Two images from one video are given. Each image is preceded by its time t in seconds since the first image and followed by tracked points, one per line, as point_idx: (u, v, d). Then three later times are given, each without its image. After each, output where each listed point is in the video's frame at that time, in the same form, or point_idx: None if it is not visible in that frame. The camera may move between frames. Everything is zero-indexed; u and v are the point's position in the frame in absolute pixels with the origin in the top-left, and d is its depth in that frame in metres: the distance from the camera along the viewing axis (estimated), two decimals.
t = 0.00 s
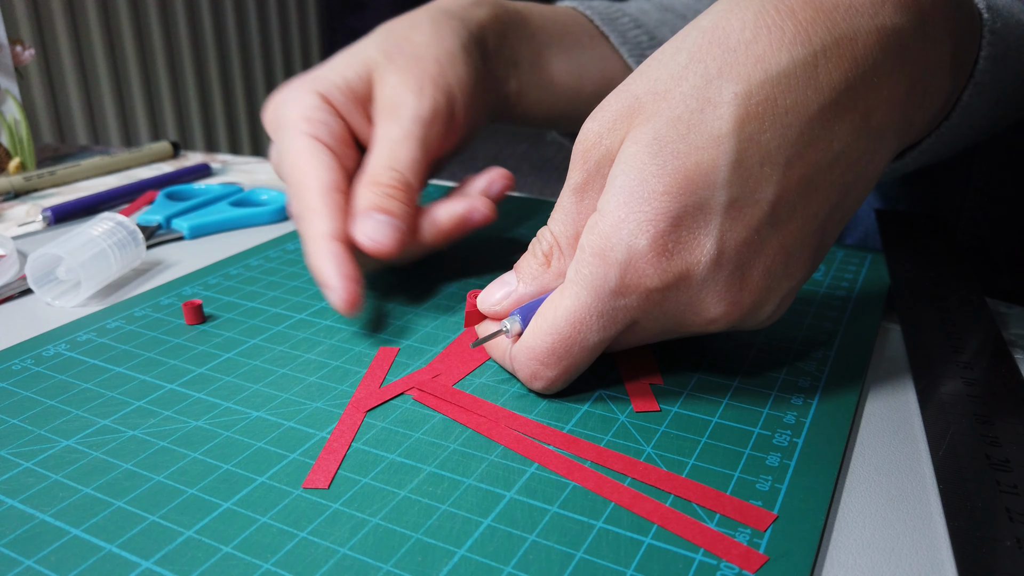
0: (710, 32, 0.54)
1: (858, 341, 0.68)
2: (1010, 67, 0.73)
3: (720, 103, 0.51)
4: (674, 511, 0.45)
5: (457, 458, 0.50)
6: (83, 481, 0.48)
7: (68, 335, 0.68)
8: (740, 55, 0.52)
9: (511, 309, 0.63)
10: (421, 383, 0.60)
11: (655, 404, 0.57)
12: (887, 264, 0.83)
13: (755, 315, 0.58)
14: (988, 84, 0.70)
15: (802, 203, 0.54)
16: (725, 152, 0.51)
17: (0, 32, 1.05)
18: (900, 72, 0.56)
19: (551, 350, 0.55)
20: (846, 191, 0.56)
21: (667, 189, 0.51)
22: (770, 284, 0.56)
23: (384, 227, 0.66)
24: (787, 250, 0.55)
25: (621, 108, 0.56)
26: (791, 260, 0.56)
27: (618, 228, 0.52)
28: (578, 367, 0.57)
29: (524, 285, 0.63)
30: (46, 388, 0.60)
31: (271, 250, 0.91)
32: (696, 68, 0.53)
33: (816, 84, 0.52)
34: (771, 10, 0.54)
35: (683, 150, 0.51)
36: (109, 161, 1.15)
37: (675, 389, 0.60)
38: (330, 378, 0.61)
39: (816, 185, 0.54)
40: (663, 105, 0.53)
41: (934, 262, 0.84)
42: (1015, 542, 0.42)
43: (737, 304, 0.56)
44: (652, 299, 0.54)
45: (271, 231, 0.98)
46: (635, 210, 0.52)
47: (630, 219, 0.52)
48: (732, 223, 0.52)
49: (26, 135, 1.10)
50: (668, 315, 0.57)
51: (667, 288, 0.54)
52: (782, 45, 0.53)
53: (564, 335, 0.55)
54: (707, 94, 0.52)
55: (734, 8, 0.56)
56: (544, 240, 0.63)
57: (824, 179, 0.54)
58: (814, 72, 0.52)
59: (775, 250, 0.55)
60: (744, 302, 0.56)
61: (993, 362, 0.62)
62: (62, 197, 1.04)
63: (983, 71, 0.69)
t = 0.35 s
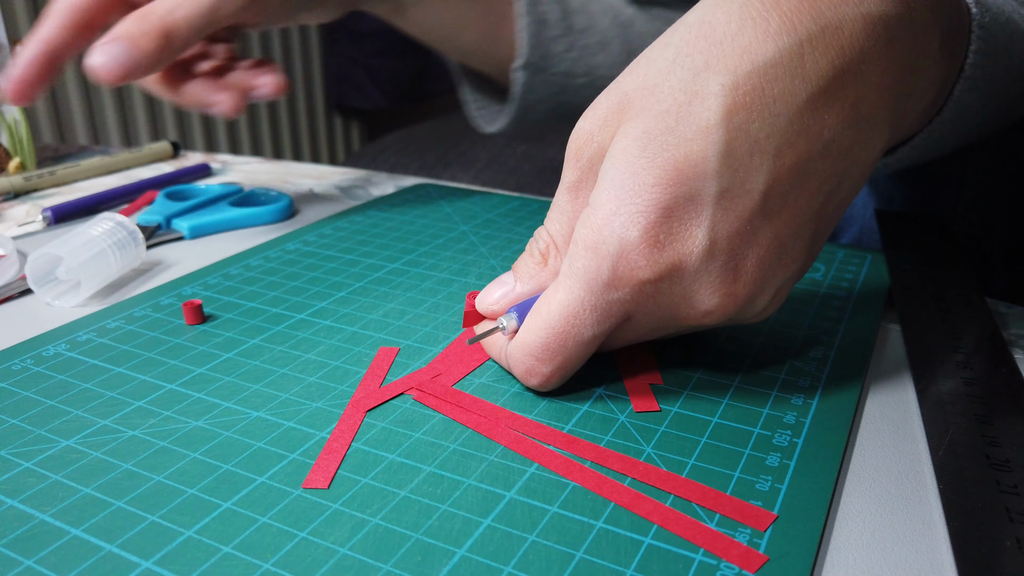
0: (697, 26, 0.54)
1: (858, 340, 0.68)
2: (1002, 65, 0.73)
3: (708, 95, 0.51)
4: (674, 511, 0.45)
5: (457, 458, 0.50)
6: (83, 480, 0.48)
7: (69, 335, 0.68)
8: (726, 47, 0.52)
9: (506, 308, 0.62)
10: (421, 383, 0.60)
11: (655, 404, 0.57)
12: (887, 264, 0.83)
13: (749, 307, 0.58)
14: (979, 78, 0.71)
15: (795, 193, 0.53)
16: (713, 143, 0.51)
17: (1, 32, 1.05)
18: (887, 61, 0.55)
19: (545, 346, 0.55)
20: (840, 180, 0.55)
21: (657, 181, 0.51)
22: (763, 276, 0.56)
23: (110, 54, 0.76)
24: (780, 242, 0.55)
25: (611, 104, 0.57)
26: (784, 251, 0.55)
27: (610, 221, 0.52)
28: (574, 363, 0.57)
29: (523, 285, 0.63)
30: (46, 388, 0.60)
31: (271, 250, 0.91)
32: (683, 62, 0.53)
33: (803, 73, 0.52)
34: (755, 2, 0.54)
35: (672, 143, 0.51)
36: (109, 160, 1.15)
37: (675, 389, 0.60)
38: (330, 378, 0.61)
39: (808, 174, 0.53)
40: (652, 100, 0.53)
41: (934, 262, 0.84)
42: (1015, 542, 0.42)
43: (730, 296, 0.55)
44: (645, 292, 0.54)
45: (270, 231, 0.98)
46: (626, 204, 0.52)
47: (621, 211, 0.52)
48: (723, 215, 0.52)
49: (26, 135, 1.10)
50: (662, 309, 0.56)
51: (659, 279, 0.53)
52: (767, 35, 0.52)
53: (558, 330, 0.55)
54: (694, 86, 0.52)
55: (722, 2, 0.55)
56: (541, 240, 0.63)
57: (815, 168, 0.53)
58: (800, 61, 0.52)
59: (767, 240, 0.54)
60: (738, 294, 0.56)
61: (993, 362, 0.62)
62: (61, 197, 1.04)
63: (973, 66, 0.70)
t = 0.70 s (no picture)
0: (696, 26, 0.54)
1: (857, 341, 0.68)
2: (1002, 64, 0.72)
3: (705, 95, 0.51)
4: (674, 511, 0.46)
5: (457, 458, 0.50)
6: (83, 480, 0.48)
7: (69, 335, 0.68)
8: (724, 47, 0.52)
9: (505, 305, 0.63)
10: (421, 383, 0.60)
11: (655, 404, 0.57)
12: (887, 264, 0.83)
13: (746, 308, 0.57)
14: (980, 79, 0.71)
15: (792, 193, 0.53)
16: (709, 144, 0.50)
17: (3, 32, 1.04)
18: (885, 61, 0.54)
19: (541, 346, 0.55)
20: (838, 180, 0.55)
21: (652, 181, 0.51)
22: (760, 277, 0.55)
23: None
24: (777, 243, 0.54)
25: (610, 105, 0.57)
26: (780, 251, 0.55)
27: (605, 220, 0.53)
28: (571, 362, 0.57)
29: (522, 283, 0.63)
30: (46, 388, 0.60)
31: (271, 250, 0.91)
32: (682, 63, 0.53)
33: (800, 74, 0.52)
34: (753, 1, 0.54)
35: (668, 143, 0.51)
36: (110, 160, 1.14)
37: (675, 389, 0.60)
38: (330, 378, 0.61)
39: (805, 174, 0.53)
40: (648, 101, 0.53)
41: (934, 262, 0.84)
42: (1015, 542, 0.42)
43: (726, 296, 0.55)
44: (639, 292, 0.54)
45: (270, 231, 0.98)
46: (621, 204, 0.52)
47: (616, 211, 0.52)
48: (719, 215, 0.52)
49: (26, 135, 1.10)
50: (658, 309, 0.56)
51: (654, 279, 0.53)
52: (764, 36, 0.52)
53: (554, 329, 0.55)
54: (692, 87, 0.52)
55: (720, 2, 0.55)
56: (541, 238, 0.63)
57: (812, 168, 0.53)
58: (798, 63, 0.52)
59: (764, 241, 0.54)
60: (734, 295, 0.55)
61: (993, 362, 0.62)
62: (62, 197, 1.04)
63: (974, 67, 0.69)
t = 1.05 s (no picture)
0: (687, 25, 0.54)
1: (858, 341, 0.68)
2: (1003, 64, 0.72)
3: (697, 92, 0.51)
4: (674, 511, 0.46)
5: (457, 458, 0.50)
6: (83, 481, 0.48)
7: (68, 335, 0.68)
8: (715, 44, 0.52)
9: (500, 303, 0.63)
10: (421, 383, 0.60)
11: (655, 404, 0.57)
12: (888, 264, 0.83)
13: (741, 304, 0.57)
14: (980, 78, 0.70)
15: (785, 188, 0.53)
16: (700, 138, 0.51)
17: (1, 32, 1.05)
18: (878, 54, 0.54)
19: (537, 341, 0.55)
20: (833, 176, 0.55)
21: (643, 175, 0.51)
22: (755, 272, 0.55)
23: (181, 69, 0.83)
24: (772, 238, 0.54)
25: (605, 102, 0.57)
26: (774, 246, 0.55)
27: (598, 216, 0.53)
28: (566, 358, 0.57)
29: (519, 283, 0.63)
30: (46, 388, 0.60)
31: (271, 250, 0.91)
32: (674, 60, 0.53)
33: (792, 69, 0.52)
34: None
35: (660, 138, 0.51)
36: (110, 160, 1.15)
37: (675, 389, 0.60)
38: (330, 378, 0.61)
39: (799, 169, 0.53)
40: (642, 97, 0.54)
41: (935, 262, 0.84)
42: (1015, 542, 0.42)
43: (719, 291, 0.55)
44: (633, 287, 0.54)
45: (270, 231, 0.98)
46: (614, 198, 0.52)
47: (608, 206, 0.52)
48: (711, 209, 0.52)
49: (26, 135, 1.10)
50: (652, 305, 0.56)
51: (647, 274, 0.53)
52: (756, 32, 0.52)
53: (549, 326, 0.55)
54: (684, 83, 0.52)
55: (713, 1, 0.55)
56: (538, 238, 0.63)
57: (805, 164, 0.53)
58: (789, 57, 0.52)
59: (757, 236, 0.54)
60: (727, 290, 0.55)
61: (994, 362, 0.62)
62: (61, 197, 1.04)
63: (974, 66, 0.69)
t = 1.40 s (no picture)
0: (678, 22, 0.54)
1: (858, 340, 0.68)
2: (999, 60, 0.73)
3: (687, 87, 0.51)
4: (674, 511, 0.45)
5: (456, 458, 0.50)
6: (83, 481, 0.48)
7: (68, 335, 0.68)
8: (706, 39, 0.52)
9: (498, 302, 0.63)
10: (421, 383, 0.60)
11: (655, 404, 0.57)
12: (888, 263, 0.83)
13: (738, 298, 0.57)
14: (974, 73, 0.70)
15: (780, 179, 0.52)
16: (692, 132, 0.50)
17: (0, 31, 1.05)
18: (869, 44, 0.54)
19: (532, 338, 0.56)
20: (827, 168, 0.54)
21: (637, 170, 0.51)
22: (751, 266, 0.54)
23: None
24: (768, 231, 0.54)
25: (597, 102, 0.57)
26: (771, 240, 0.54)
27: (592, 211, 0.53)
28: (563, 355, 0.57)
29: (517, 282, 0.63)
30: (46, 388, 0.60)
31: (271, 250, 0.91)
32: (665, 57, 0.53)
33: (783, 61, 0.51)
34: None
35: (652, 133, 0.51)
36: (110, 160, 1.15)
37: (675, 389, 0.60)
38: (330, 378, 0.61)
39: (792, 161, 0.52)
40: (634, 95, 0.54)
41: (935, 262, 0.84)
42: (1015, 542, 0.42)
43: (715, 285, 0.54)
44: (629, 282, 0.54)
45: (270, 231, 0.98)
46: (608, 194, 0.52)
47: (602, 201, 0.52)
48: (705, 203, 0.51)
49: (26, 136, 1.10)
50: (648, 299, 0.56)
51: (642, 269, 0.53)
52: (746, 26, 0.52)
53: (545, 322, 0.55)
54: (675, 79, 0.52)
55: None
56: (536, 237, 0.63)
57: (798, 156, 0.52)
58: (779, 50, 0.51)
59: (753, 229, 0.53)
60: (723, 284, 0.54)
61: (993, 362, 0.62)
62: (62, 197, 1.04)
63: (967, 62, 0.69)
